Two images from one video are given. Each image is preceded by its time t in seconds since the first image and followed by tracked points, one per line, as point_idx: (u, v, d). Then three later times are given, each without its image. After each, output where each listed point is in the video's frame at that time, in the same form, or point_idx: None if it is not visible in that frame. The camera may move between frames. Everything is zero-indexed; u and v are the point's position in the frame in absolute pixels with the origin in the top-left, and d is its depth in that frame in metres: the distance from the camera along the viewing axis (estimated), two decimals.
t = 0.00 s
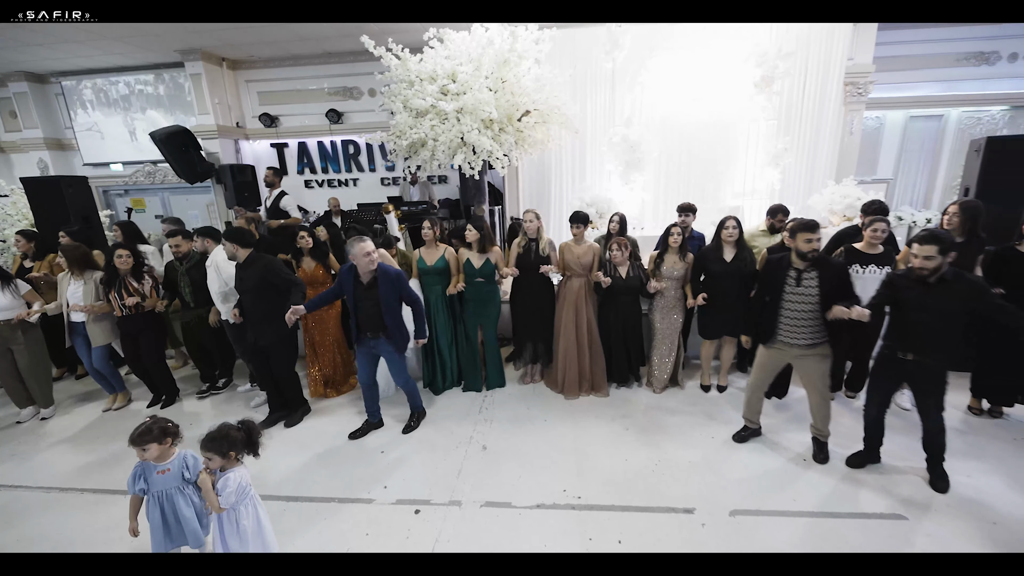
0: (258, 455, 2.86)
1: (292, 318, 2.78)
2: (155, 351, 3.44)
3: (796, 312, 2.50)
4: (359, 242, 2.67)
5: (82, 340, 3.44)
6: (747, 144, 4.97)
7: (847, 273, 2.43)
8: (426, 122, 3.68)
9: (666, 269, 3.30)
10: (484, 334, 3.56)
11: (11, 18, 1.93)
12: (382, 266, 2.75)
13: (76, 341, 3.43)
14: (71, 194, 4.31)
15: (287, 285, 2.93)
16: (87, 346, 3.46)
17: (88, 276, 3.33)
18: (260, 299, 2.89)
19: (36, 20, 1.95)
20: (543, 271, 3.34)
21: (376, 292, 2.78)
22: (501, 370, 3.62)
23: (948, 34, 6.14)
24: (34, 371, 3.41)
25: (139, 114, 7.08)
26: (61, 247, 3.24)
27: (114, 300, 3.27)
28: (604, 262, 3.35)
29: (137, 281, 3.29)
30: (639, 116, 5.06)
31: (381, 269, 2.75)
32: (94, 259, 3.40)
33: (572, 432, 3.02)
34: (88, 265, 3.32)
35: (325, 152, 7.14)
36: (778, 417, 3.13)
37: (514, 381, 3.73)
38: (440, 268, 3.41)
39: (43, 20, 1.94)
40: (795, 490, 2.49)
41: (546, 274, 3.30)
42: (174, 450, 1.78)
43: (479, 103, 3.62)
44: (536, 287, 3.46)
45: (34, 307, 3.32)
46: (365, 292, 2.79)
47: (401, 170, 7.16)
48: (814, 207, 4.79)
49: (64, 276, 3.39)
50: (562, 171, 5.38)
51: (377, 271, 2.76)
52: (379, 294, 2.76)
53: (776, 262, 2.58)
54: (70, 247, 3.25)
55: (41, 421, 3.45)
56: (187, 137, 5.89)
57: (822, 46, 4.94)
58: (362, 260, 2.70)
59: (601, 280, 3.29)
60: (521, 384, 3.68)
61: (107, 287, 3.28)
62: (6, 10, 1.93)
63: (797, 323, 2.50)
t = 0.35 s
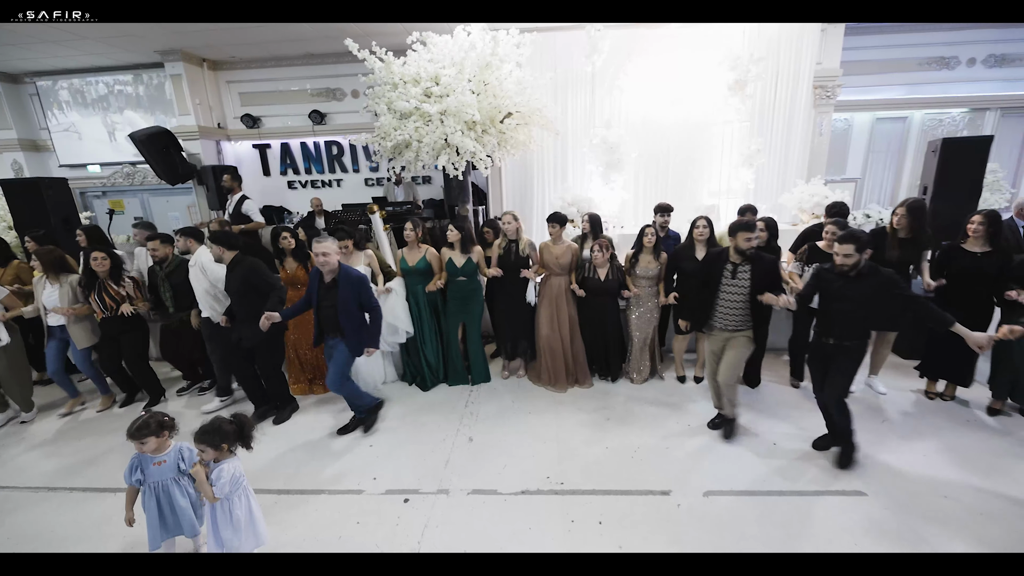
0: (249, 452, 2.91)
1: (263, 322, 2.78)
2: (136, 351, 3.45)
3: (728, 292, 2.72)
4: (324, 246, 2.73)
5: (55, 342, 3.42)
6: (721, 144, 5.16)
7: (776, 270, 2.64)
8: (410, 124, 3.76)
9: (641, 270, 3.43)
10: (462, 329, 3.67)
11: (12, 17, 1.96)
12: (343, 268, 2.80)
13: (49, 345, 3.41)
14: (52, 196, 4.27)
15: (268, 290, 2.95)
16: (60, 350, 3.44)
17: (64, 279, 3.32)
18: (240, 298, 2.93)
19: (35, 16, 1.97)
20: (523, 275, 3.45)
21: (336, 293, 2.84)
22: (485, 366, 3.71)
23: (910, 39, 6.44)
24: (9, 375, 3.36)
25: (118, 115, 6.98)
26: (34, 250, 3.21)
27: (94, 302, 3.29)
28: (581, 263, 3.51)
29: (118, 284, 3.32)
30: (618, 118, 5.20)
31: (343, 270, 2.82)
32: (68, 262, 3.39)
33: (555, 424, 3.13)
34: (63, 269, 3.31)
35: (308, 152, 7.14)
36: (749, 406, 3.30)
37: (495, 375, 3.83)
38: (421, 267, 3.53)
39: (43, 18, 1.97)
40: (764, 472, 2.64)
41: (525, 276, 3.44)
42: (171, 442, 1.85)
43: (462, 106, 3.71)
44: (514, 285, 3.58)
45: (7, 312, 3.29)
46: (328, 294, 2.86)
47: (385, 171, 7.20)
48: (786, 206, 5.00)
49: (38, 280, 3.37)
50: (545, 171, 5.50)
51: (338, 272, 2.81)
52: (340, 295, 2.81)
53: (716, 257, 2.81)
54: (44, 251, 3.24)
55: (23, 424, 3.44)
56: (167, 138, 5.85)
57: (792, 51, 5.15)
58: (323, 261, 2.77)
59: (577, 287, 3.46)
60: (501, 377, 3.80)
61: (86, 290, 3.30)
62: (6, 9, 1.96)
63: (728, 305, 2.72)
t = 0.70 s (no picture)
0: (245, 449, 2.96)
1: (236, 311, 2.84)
2: (121, 352, 3.49)
3: (685, 288, 2.85)
4: (293, 245, 2.75)
5: (26, 349, 3.42)
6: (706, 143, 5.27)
7: (729, 270, 2.78)
8: (400, 125, 3.82)
9: (620, 266, 3.49)
10: (448, 326, 3.73)
11: (13, 18, 2.00)
12: (311, 268, 2.81)
13: (20, 352, 3.41)
14: (46, 199, 4.28)
15: (244, 287, 3.13)
16: (33, 355, 3.44)
17: (40, 283, 3.34)
18: (218, 296, 3.11)
19: (35, 17, 2.01)
20: (501, 266, 3.56)
21: (302, 294, 2.84)
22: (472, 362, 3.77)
23: (890, 40, 6.60)
24: None
25: (108, 119, 6.97)
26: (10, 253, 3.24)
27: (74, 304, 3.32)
28: (561, 260, 3.58)
29: (99, 287, 3.35)
30: (605, 118, 5.30)
31: (311, 269, 2.82)
32: (46, 266, 3.42)
33: (545, 418, 3.22)
34: (41, 273, 3.34)
35: (298, 154, 7.17)
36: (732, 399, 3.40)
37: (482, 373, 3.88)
38: (400, 266, 3.61)
39: (42, 18, 2.00)
40: (746, 460, 2.74)
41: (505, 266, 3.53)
42: (174, 436, 1.92)
43: (451, 108, 3.78)
44: (495, 282, 3.69)
45: None
46: (297, 293, 2.89)
47: (376, 172, 7.25)
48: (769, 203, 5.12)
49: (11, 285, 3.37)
50: (534, 171, 5.58)
51: (306, 272, 2.82)
52: (306, 296, 2.80)
53: (678, 251, 2.96)
54: (21, 255, 3.28)
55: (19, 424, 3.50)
56: (159, 141, 5.86)
57: (774, 53, 5.27)
58: (293, 260, 2.79)
59: (559, 278, 3.53)
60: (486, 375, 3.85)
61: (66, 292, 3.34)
62: (7, 11, 2.00)
63: (686, 300, 2.83)
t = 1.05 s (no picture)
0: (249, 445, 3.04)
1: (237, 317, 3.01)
2: (98, 356, 3.60)
3: (655, 286, 2.93)
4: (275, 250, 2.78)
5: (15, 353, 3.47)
6: (702, 143, 5.33)
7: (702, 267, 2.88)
8: (400, 128, 3.89)
9: (605, 267, 3.48)
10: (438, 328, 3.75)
11: (13, 18, 2.06)
12: (293, 273, 2.86)
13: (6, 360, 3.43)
14: (54, 201, 4.35)
15: (233, 290, 3.24)
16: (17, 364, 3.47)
17: (29, 286, 3.44)
18: (210, 298, 3.21)
19: (35, 18, 2.07)
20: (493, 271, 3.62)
21: (282, 298, 2.89)
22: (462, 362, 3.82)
23: (884, 40, 6.66)
24: None
25: (113, 122, 7.05)
26: None
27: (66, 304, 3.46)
28: (547, 261, 3.64)
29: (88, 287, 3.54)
30: (602, 119, 5.36)
31: (294, 274, 2.87)
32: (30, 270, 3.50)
33: (542, 414, 3.28)
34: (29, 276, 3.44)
35: (299, 156, 7.25)
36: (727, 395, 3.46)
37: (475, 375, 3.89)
38: (390, 266, 3.69)
39: (41, 18, 2.07)
40: (738, 454, 2.81)
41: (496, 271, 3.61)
42: (184, 429, 1.99)
43: (450, 110, 3.85)
44: (484, 284, 3.74)
45: None
46: (279, 296, 2.94)
47: (375, 173, 7.32)
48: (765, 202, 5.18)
49: None
50: (532, 172, 5.65)
51: (289, 276, 2.87)
52: (286, 301, 2.86)
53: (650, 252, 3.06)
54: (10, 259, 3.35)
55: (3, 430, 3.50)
56: (163, 144, 5.92)
57: (770, 54, 5.33)
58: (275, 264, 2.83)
59: (544, 282, 3.63)
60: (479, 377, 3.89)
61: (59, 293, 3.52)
62: (8, 11, 2.06)
63: (657, 299, 2.90)
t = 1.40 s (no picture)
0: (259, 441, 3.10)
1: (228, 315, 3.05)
2: (91, 355, 3.65)
3: (638, 291, 2.92)
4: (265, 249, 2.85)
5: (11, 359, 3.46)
6: (706, 144, 5.35)
7: (679, 269, 2.89)
8: (406, 129, 3.94)
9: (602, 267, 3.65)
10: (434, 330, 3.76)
11: (14, 19, 2.11)
12: (285, 271, 2.92)
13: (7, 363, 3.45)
14: (69, 202, 4.44)
15: (231, 290, 3.29)
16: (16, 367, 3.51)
17: (23, 289, 3.47)
18: (205, 299, 3.25)
19: (36, 18, 2.12)
20: (489, 270, 3.63)
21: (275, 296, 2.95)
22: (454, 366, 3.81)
23: (891, 40, 6.64)
24: None
25: (125, 124, 7.17)
26: None
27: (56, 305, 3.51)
28: (546, 263, 3.63)
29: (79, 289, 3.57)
30: (607, 120, 5.40)
31: (287, 272, 2.94)
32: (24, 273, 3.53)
33: (546, 413, 3.32)
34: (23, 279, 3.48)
35: (306, 157, 7.33)
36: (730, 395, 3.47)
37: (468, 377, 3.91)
38: (390, 268, 3.70)
39: (43, 18, 2.12)
40: (740, 454, 2.83)
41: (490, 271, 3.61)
42: (196, 425, 2.04)
43: (456, 111, 3.89)
44: (483, 285, 3.76)
45: None
46: (272, 294, 3.00)
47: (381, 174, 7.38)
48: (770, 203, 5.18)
49: None
50: (537, 173, 5.68)
51: (282, 275, 2.93)
52: (279, 298, 2.92)
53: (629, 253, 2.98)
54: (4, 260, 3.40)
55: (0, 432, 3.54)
56: (173, 145, 5.98)
57: (775, 56, 5.34)
58: (266, 263, 2.90)
59: (543, 284, 3.59)
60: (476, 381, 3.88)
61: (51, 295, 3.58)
62: (9, 11, 2.11)
63: (638, 301, 2.92)
